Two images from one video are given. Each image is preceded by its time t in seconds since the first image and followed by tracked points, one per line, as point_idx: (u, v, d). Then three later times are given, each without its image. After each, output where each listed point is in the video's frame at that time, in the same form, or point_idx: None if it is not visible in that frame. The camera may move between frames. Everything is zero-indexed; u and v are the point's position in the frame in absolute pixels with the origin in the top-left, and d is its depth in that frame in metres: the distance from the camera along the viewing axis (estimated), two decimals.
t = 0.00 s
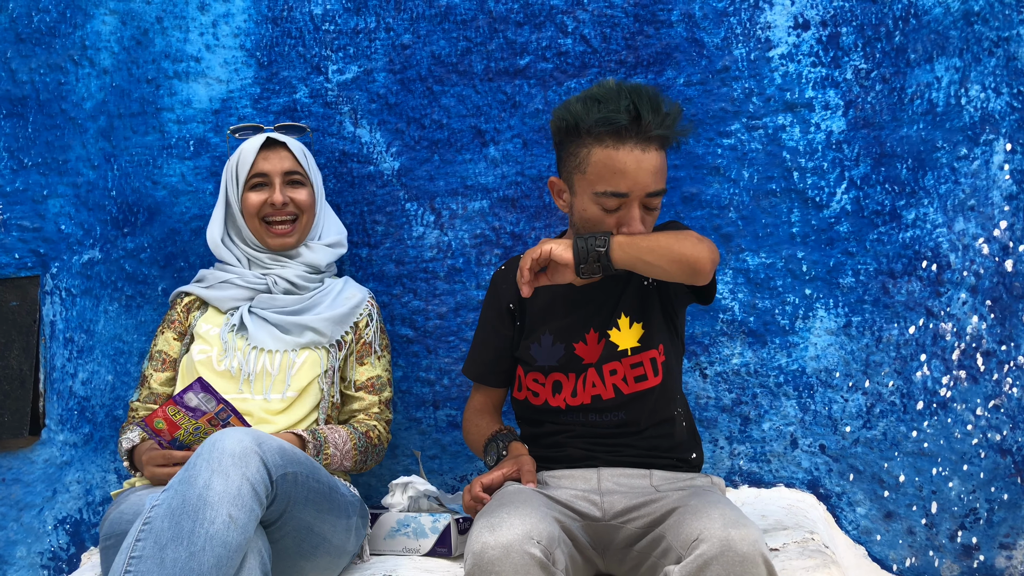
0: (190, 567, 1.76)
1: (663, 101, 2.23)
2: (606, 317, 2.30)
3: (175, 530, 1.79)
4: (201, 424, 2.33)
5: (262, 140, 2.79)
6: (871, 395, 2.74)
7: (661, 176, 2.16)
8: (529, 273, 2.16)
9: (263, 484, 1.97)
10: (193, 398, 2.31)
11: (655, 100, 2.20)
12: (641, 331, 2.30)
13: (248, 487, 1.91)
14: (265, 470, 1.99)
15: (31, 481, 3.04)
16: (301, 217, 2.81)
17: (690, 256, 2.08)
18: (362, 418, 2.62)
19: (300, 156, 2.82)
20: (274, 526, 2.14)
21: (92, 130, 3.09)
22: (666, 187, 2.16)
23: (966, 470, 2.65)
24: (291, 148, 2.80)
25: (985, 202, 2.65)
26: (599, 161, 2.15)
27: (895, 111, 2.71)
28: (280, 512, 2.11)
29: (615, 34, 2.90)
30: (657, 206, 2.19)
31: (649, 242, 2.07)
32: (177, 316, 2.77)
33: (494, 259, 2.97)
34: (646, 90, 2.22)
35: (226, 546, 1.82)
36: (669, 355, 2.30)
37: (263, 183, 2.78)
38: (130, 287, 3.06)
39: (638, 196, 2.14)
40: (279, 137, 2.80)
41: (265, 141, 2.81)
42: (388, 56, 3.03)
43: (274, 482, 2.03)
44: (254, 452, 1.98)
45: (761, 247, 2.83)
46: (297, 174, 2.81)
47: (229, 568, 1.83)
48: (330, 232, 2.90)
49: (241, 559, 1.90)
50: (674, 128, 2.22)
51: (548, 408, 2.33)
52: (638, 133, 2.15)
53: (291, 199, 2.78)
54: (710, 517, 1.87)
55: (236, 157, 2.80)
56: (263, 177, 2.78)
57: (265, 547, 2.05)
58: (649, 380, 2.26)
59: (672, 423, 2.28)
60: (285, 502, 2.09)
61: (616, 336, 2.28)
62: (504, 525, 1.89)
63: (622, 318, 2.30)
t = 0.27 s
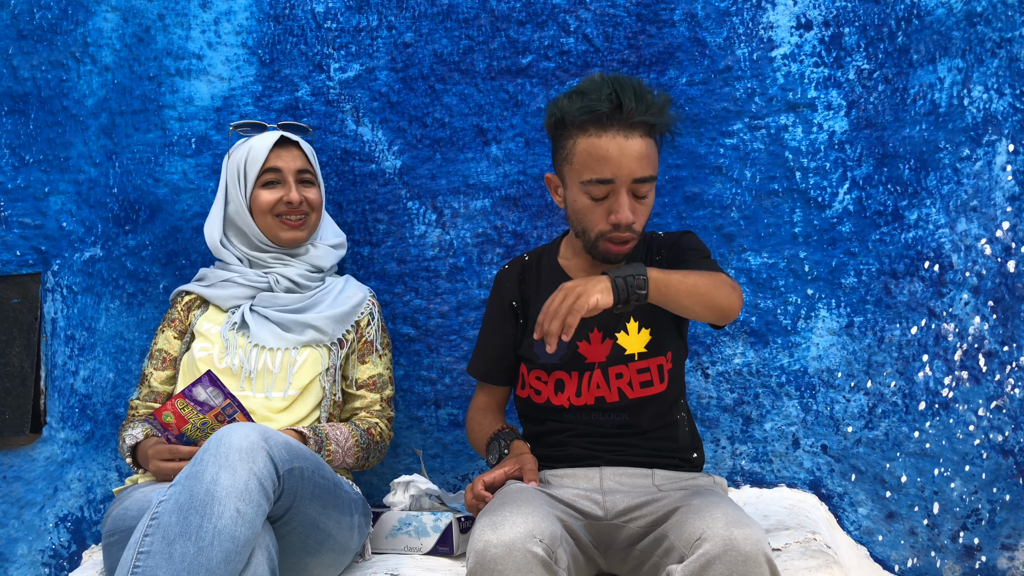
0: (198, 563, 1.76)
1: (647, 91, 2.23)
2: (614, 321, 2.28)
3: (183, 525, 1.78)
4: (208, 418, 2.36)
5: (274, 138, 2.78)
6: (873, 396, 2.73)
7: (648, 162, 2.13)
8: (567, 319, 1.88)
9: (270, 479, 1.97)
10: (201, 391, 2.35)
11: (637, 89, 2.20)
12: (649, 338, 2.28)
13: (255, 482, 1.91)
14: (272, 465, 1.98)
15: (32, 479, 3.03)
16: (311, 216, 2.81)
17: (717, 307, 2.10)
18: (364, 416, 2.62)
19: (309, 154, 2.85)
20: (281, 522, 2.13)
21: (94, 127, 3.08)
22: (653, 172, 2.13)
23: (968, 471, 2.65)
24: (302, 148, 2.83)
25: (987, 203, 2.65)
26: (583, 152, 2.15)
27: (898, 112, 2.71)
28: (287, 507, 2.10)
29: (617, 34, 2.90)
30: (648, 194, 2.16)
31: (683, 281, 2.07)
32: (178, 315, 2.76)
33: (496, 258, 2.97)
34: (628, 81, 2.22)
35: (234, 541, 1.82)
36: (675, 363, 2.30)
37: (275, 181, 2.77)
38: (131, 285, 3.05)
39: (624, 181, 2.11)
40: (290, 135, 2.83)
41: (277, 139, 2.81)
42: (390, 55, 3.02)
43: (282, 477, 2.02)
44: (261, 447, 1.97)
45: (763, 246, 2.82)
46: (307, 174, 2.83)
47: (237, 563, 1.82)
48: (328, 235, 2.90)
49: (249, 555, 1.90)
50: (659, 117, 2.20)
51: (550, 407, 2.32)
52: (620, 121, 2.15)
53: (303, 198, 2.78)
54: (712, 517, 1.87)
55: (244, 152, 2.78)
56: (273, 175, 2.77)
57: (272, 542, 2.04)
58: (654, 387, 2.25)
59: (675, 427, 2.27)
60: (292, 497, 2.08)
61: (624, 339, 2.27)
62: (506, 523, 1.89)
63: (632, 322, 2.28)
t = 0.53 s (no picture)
0: (199, 545, 1.75)
1: (590, 85, 2.21)
2: (625, 331, 2.25)
3: (184, 508, 1.78)
4: (213, 412, 2.36)
5: (272, 132, 2.77)
6: (875, 396, 2.73)
7: (594, 158, 2.13)
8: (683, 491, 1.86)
9: (271, 464, 1.96)
10: (204, 385, 2.35)
11: (579, 86, 2.20)
12: (663, 351, 2.24)
13: (256, 466, 1.90)
14: (273, 451, 1.98)
15: (31, 475, 3.02)
16: (310, 209, 2.79)
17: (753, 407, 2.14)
18: (367, 413, 2.61)
19: (308, 147, 2.83)
20: (283, 512, 2.12)
21: (95, 123, 3.07)
22: (592, 167, 2.13)
23: (969, 471, 2.64)
24: (299, 141, 2.81)
25: (990, 203, 2.65)
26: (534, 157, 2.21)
27: (901, 112, 2.71)
28: (288, 496, 2.09)
29: (620, 32, 2.89)
30: (604, 190, 2.15)
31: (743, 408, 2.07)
32: (181, 309, 2.74)
33: (497, 256, 2.96)
34: (569, 80, 2.23)
35: (235, 523, 1.81)
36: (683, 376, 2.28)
37: (273, 175, 2.76)
38: (132, 281, 3.04)
39: (564, 183, 2.13)
40: (287, 129, 2.81)
41: (274, 133, 2.79)
42: (393, 52, 3.02)
43: (283, 462, 2.01)
44: (262, 432, 1.97)
45: (765, 246, 2.82)
46: (306, 168, 2.80)
47: (238, 546, 1.82)
48: (334, 227, 2.88)
49: (250, 539, 1.89)
50: (603, 108, 2.17)
51: (554, 406, 2.32)
52: (554, 123, 2.18)
53: (301, 191, 2.77)
54: (713, 514, 1.86)
55: (243, 148, 2.77)
56: (272, 171, 2.76)
57: (275, 530, 2.04)
58: (659, 402, 2.25)
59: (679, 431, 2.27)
60: (293, 485, 2.08)
61: (635, 351, 2.24)
62: (507, 520, 1.88)
63: (645, 335, 2.24)
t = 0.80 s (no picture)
0: (198, 543, 1.76)
1: (553, 97, 2.20)
2: (622, 330, 2.26)
3: (183, 505, 1.78)
4: (223, 407, 2.30)
5: (272, 133, 2.78)
6: (871, 394, 2.74)
7: (556, 174, 2.15)
8: (684, 490, 1.95)
9: (270, 464, 1.97)
10: (221, 380, 2.28)
11: (544, 98, 2.20)
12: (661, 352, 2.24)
13: (255, 465, 1.91)
14: (272, 450, 1.99)
15: (30, 474, 3.03)
16: (310, 211, 2.80)
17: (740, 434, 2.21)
18: (367, 413, 2.62)
19: (308, 149, 2.83)
20: (283, 512, 2.13)
21: (94, 123, 3.08)
22: (555, 184, 2.16)
23: (966, 469, 2.65)
24: (299, 142, 2.81)
25: (987, 202, 2.65)
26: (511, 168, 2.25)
27: (898, 111, 2.71)
28: (288, 495, 2.10)
29: (618, 31, 2.90)
30: (569, 203, 2.18)
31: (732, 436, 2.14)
32: (183, 310, 2.75)
33: (495, 255, 2.97)
34: (537, 91, 2.24)
35: (234, 522, 1.82)
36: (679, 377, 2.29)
37: (273, 177, 2.77)
38: (131, 280, 3.05)
39: (531, 198, 2.19)
40: (288, 130, 2.80)
41: (274, 134, 2.79)
42: (391, 51, 3.02)
43: (282, 462, 2.02)
44: (262, 432, 1.97)
45: (762, 245, 2.82)
46: (307, 169, 2.81)
47: (237, 544, 1.83)
48: (336, 227, 2.89)
49: (249, 537, 1.90)
50: (561, 123, 2.16)
51: (552, 404, 2.33)
52: (518, 139, 2.21)
53: (302, 192, 2.77)
54: (713, 513, 1.87)
55: (243, 150, 2.78)
56: (273, 172, 2.77)
57: (274, 529, 2.05)
58: (656, 401, 2.26)
59: (676, 433, 2.28)
60: (293, 485, 2.09)
61: (633, 350, 2.24)
62: (506, 519, 1.89)
63: (643, 335, 2.24)
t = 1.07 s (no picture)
0: (195, 551, 1.76)
1: (534, 104, 2.20)
2: (618, 331, 2.26)
3: (179, 515, 1.78)
4: (210, 408, 2.34)
5: (260, 138, 2.76)
6: (868, 393, 2.74)
7: (537, 182, 2.16)
8: (682, 488, 1.95)
9: (263, 468, 1.97)
10: (209, 381, 2.33)
11: (525, 106, 2.21)
12: (657, 351, 2.24)
13: (248, 471, 1.91)
14: (264, 454, 1.99)
15: (26, 477, 3.02)
16: (301, 215, 2.79)
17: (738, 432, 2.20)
18: (359, 419, 2.62)
19: (298, 153, 2.81)
20: (276, 513, 2.13)
21: (89, 124, 3.07)
22: (537, 192, 2.17)
23: (962, 468, 2.66)
24: (288, 145, 2.78)
25: (982, 201, 2.66)
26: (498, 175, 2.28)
27: (894, 111, 2.72)
28: (281, 498, 2.10)
29: (614, 31, 2.90)
30: (551, 210, 2.19)
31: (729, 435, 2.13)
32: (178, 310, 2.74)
33: (491, 256, 2.97)
34: (519, 98, 2.24)
35: (230, 528, 1.82)
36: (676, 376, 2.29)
37: (263, 182, 2.75)
38: (126, 282, 3.05)
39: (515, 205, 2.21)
40: (277, 134, 2.79)
41: (262, 139, 2.77)
42: (387, 52, 3.02)
43: (274, 466, 2.02)
44: (253, 437, 1.98)
45: (758, 245, 2.83)
46: (297, 172, 2.79)
47: (234, 550, 1.83)
48: (328, 229, 2.88)
49: (245, 543, 1.90)
50: (541, 132, 2.17)
51: (549, 404, 2.34)
52: (501, 147, 2.23)
53: (292, 197, 2.76)
54: (710, 514, 1.87)
55: (232, 155, 2.76)
56: (262, 177, 2.75)
57: (269, 532, 2.05)
58: (653, 401, 2.25)
59: (673, 434, 2.27)
60: (285, 488, 2.09)
61: (629, 351, 2.25)
62: (500, 521, 1.89)
63: (639, 335, 2.24)
